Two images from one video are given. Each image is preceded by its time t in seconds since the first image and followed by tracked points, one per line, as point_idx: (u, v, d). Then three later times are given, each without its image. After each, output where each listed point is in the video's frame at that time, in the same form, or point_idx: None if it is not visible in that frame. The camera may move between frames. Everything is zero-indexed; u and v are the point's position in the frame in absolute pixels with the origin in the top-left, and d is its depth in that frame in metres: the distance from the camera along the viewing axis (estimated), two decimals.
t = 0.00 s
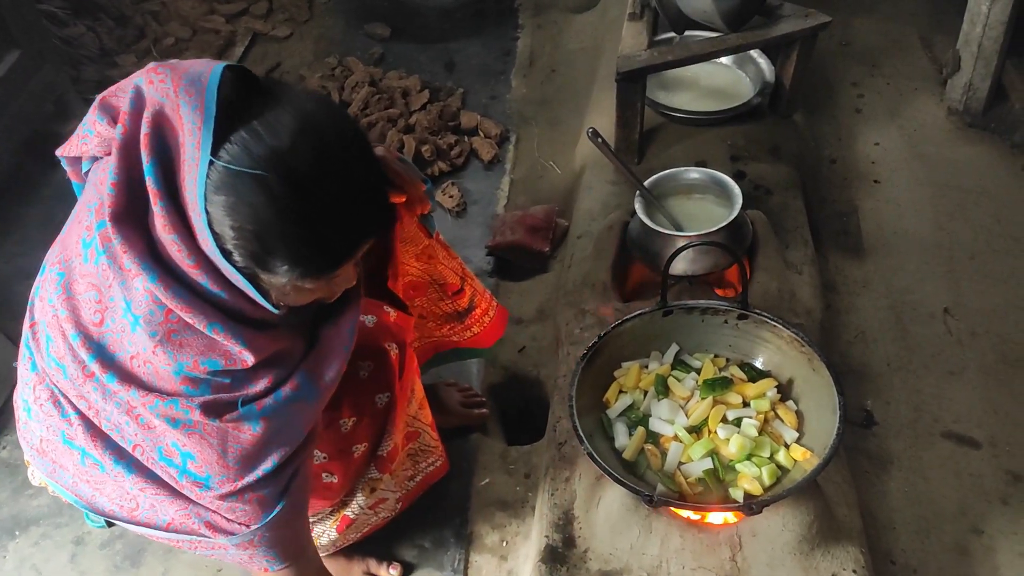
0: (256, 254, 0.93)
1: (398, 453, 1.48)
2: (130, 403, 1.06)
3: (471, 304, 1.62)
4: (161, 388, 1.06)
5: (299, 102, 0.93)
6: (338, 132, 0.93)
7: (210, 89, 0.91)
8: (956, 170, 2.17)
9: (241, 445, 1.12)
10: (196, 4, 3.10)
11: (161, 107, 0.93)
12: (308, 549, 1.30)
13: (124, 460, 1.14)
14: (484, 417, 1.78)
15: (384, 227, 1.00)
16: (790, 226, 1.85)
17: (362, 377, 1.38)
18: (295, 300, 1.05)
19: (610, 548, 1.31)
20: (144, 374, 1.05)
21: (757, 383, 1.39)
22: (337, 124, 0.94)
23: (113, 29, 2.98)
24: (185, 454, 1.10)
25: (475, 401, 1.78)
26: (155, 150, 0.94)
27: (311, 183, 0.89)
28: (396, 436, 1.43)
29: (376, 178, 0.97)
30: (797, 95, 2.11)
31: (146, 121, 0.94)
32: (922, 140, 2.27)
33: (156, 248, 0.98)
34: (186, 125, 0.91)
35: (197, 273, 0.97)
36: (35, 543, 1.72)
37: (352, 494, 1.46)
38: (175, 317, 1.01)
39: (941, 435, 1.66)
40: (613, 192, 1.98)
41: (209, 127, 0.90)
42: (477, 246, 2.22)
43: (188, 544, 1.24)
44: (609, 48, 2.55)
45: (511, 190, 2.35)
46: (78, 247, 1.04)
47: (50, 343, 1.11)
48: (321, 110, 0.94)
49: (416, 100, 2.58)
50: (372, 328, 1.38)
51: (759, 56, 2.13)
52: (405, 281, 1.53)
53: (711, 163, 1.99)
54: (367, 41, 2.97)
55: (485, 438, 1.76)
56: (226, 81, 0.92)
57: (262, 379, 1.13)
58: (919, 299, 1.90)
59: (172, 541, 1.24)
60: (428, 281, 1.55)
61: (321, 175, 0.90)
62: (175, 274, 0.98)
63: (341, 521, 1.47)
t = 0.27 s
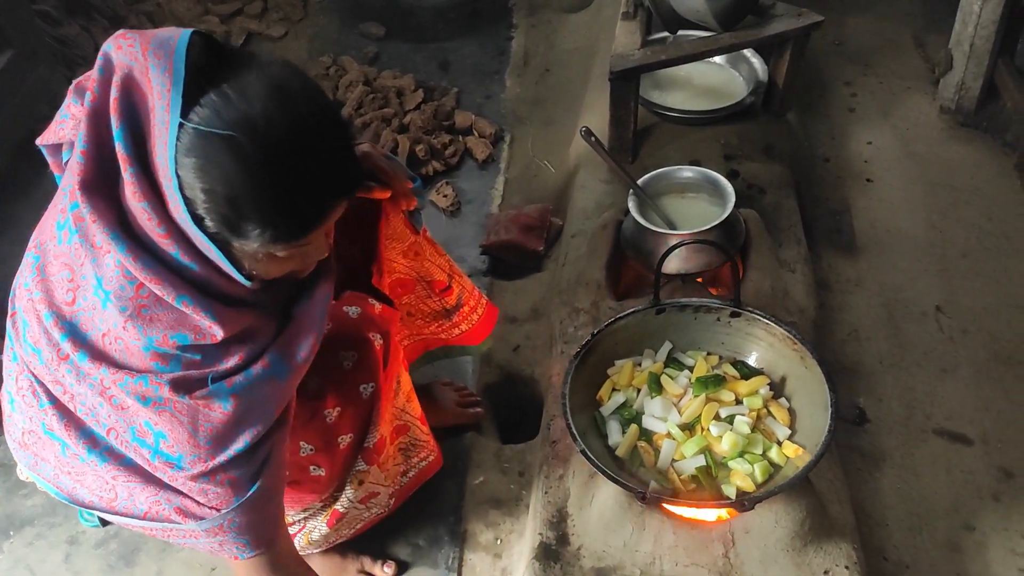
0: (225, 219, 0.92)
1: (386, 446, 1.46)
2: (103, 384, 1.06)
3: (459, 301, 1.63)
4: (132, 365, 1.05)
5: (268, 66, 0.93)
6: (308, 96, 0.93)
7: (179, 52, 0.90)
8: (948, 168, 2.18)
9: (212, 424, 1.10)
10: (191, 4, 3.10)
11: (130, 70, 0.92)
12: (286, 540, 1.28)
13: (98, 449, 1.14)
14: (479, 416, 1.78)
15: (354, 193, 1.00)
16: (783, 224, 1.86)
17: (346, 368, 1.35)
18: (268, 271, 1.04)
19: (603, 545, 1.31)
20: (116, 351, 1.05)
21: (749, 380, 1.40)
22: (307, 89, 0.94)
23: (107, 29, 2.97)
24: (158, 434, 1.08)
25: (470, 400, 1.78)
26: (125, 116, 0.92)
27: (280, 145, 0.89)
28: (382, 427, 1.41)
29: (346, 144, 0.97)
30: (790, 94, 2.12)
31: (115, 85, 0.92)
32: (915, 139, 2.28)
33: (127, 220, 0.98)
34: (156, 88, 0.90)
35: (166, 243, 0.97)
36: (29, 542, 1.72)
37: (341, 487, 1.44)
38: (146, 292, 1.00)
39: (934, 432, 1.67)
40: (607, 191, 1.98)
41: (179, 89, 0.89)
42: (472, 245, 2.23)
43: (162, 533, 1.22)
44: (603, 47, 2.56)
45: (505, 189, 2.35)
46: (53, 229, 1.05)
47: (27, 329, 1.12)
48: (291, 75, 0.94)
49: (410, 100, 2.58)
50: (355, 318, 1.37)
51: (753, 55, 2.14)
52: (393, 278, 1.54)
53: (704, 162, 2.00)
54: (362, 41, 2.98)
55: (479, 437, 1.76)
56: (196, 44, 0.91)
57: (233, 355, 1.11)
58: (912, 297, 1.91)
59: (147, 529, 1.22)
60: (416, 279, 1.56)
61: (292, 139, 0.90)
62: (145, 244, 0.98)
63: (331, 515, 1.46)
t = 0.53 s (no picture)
0: (203, 187, 0.92)
1: (378, 439, 1.46)
2: (85, 367, 1.07)
3: (449, 294, 1.63)
4: (111, 345, 1.06)
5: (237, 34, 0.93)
6: (280, 61, 0.93)
7: (150, 21, 0.89)
8: (942, 167, 2.19)
9: (193, 402, 1.10)
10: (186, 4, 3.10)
11: (101, 42, 0.90)
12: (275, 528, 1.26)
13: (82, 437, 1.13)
14: (474, 415, 1.78)
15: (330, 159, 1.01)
16: (777, 223, 1.86)
17: (335, 359, 1.35)
18: (248, 243, 1.05)
19: (597, 543, 1.31)
20: (95, 333, 1.06)
21: (743, 378, 1.40)
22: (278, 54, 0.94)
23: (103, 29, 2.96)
24: (139, 415, 1.08)
25: (465, 398, 1.78)
26: (97, 89, 0.91)
27: (255, 110, 0.89)
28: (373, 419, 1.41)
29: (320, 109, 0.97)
30: (784, 92, 2.12)
31: (85, 57, 0.91)
32: (909, 137, 2.28)
33: (103, 198, 0.98)
34: (127, 59, 0.88)
35: (144, 220, 0.97)
36: (24, 542, 1.71)
37: (333, 481, 1.44)
38: (125, 271, 1.01)
39: (928, 430, 1.67)
40: (602, 190, 1.98)
41: (151, 59, 0.88)
42: (466, 244, 2.22)
43: (149, 521, 1.20)
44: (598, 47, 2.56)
45: (500, 188, 2.35)
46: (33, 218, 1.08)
47: (9, 319, 1.13)
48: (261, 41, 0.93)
49: (405, 99, 2.58)
50: (344, 309, 1.38)
51: (747, 54, 2.14)
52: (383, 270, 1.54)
53: (699, 160, 2.00)
54: (357, 40, 2.97)
55: (474, 435, 1.77)
56: (164, 15, 0.90)
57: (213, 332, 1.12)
58: (907, 295, 1.91)
59: (135, 518, 1.21)
60: (406, 271, 1.56)
61: (268, 104, 0.90)
62: (120, 221, 0.98)
63: (324, 509, 1.46)
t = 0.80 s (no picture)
0: (190, 141, 0.94)
1: (375, 431, 1.46)
2: (63, 343, 1.06)
3: (441, 288, 1.63)
4: (87, 314, 1.05)
5: None
6: (250, 14, 0.97)
7: None
8: (938, 165, 2.19)
9: (163, 362, 1.07)
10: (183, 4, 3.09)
11: (71, 10, 0.91)
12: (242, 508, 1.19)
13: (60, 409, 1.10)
14: (470, 415, 1.78)
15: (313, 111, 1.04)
16: (773, 221, 1.86)
17: (335, 349, 1.34)
18: (242, 204, 1.07)
19: (595, 542, 1.31)
20: (71, 305, 1.06)
21: (740, 376, 1.40)
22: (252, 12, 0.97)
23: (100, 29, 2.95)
24: (111, 384, 1.05)
25: (461, 398, 1.77)
26: (71, 57, 0.93)
27: (232, 60, 0.93)
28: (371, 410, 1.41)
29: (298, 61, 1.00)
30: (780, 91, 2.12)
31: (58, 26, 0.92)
32: (905, 135, 2.28)
33: (80, 169, 1.00)
34: (99, 22, 0.90)
35: (124, 189, 0.99)
36: (20, 542, 1.71)
37: (331, 474, 1.43)
38: (104, 242, 1.03)
39: (924, 428, 1.67)
40: (599, 189, 1.98)
41: (123, 21, 0.89)
42: (463, 243, 2.22)
43: (116, 501, 1.13)
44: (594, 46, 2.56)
45: (496, 187, 2.35)
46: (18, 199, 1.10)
47: None
48: None
49: (401, 98, 2.58)
50: (344, 300, 1.39)
51: (743, 53, 2.14)
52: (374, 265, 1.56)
53: (695, 159, 2.00)
54: (354, 40, 2.97)
55: (470, 435, 1.76)
56: None
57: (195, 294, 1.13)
58: (903, 293, 1.91)
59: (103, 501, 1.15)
60: (397, 266, 1.57)
61: (248, 54, 0.94)
62: (95, 190, 1.01)
63: (323, 503, 1.46)
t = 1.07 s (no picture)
0: (168, 93, 0.91)
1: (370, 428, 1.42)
2: (59, 305, 1.05)
3: (437, 289, 1.63)
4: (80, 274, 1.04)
5: None
6: None
7: None
8: (937, 163, 2.19)
9: (160, 300, 1.03)
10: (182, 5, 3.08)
11: None
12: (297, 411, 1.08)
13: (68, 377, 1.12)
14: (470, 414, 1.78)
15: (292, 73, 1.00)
16: (772, 220, 1.86)
17: (328, 347, 1.35)
18: (224, 168, 1.03)
19: (593, 541, 1.31)
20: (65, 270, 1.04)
21: (739, 375, 1.40)
22: None
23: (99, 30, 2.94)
24: (111, 334, 1.03)
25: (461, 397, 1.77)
26: (51, 16, 0.94)
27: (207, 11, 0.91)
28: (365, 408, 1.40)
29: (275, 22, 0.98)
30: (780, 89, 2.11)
31: None
32: (904, 134, 2.28)
33: (64, 133, 1.01)
34: None
35: (107, 147, 0.99)
36: (20, 543, 1.71)
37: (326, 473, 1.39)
38: (93, 204, 1.02)
39: (923, 427, 1.67)
40: (598, 188, 1.98)
41: None
42: (462, 243, 2.22)
43: (134, 437, 1.13)
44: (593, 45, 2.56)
45: (495, 186, 2.35)
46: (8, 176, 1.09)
47: None
48: None
49: (400, 97, 2.58)
50: (338, 298, 1.38)
51: (742, 52, 2.14)
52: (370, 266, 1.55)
53: (694, 158, 2.00)
54: (353, 39, 2.97)
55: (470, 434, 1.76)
56: None
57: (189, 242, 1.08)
58: (902, 292, 1.91)
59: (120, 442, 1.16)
60: (394, 267, 1.56)
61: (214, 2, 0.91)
62: (84, 153, 1.01)
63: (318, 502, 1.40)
